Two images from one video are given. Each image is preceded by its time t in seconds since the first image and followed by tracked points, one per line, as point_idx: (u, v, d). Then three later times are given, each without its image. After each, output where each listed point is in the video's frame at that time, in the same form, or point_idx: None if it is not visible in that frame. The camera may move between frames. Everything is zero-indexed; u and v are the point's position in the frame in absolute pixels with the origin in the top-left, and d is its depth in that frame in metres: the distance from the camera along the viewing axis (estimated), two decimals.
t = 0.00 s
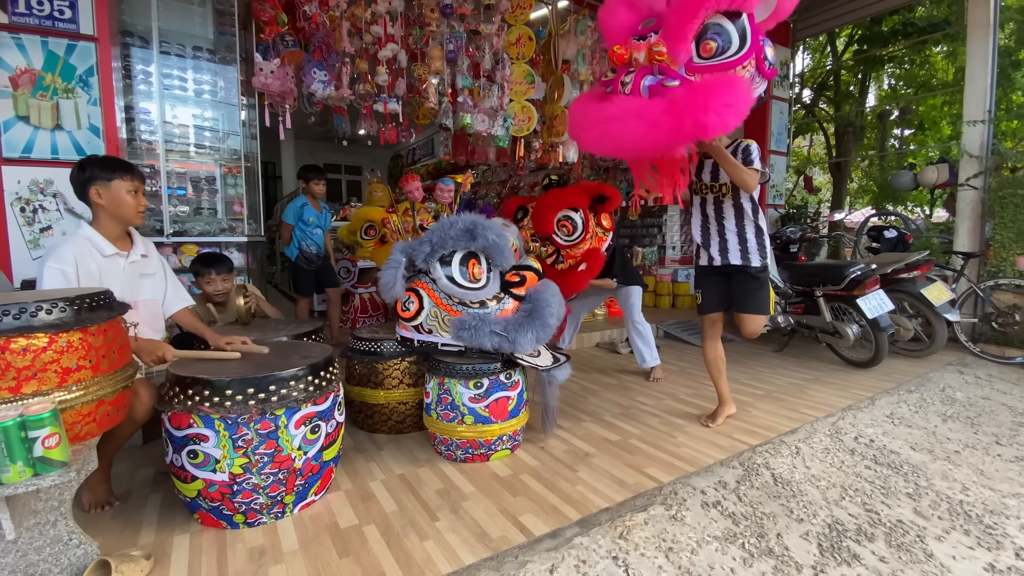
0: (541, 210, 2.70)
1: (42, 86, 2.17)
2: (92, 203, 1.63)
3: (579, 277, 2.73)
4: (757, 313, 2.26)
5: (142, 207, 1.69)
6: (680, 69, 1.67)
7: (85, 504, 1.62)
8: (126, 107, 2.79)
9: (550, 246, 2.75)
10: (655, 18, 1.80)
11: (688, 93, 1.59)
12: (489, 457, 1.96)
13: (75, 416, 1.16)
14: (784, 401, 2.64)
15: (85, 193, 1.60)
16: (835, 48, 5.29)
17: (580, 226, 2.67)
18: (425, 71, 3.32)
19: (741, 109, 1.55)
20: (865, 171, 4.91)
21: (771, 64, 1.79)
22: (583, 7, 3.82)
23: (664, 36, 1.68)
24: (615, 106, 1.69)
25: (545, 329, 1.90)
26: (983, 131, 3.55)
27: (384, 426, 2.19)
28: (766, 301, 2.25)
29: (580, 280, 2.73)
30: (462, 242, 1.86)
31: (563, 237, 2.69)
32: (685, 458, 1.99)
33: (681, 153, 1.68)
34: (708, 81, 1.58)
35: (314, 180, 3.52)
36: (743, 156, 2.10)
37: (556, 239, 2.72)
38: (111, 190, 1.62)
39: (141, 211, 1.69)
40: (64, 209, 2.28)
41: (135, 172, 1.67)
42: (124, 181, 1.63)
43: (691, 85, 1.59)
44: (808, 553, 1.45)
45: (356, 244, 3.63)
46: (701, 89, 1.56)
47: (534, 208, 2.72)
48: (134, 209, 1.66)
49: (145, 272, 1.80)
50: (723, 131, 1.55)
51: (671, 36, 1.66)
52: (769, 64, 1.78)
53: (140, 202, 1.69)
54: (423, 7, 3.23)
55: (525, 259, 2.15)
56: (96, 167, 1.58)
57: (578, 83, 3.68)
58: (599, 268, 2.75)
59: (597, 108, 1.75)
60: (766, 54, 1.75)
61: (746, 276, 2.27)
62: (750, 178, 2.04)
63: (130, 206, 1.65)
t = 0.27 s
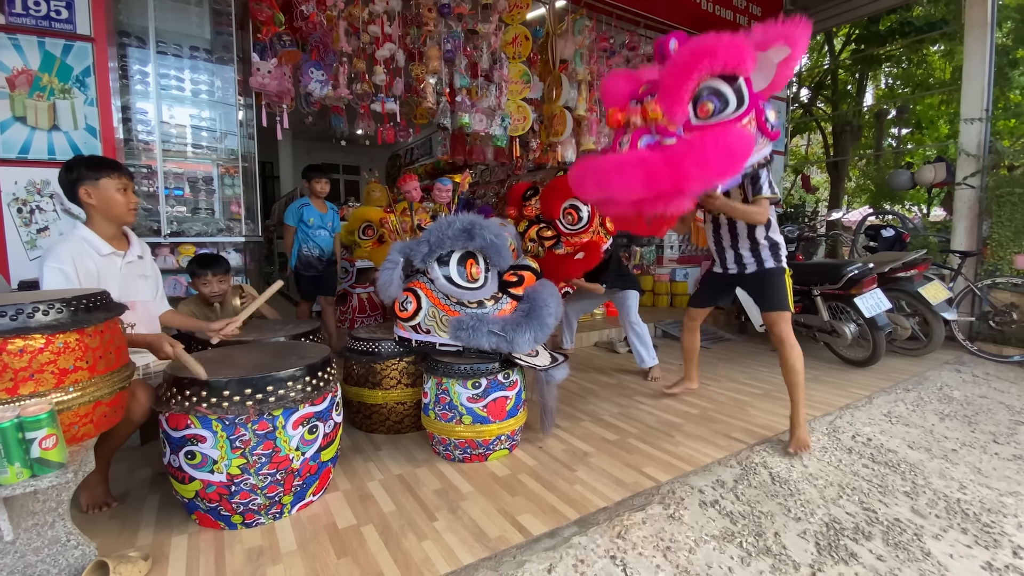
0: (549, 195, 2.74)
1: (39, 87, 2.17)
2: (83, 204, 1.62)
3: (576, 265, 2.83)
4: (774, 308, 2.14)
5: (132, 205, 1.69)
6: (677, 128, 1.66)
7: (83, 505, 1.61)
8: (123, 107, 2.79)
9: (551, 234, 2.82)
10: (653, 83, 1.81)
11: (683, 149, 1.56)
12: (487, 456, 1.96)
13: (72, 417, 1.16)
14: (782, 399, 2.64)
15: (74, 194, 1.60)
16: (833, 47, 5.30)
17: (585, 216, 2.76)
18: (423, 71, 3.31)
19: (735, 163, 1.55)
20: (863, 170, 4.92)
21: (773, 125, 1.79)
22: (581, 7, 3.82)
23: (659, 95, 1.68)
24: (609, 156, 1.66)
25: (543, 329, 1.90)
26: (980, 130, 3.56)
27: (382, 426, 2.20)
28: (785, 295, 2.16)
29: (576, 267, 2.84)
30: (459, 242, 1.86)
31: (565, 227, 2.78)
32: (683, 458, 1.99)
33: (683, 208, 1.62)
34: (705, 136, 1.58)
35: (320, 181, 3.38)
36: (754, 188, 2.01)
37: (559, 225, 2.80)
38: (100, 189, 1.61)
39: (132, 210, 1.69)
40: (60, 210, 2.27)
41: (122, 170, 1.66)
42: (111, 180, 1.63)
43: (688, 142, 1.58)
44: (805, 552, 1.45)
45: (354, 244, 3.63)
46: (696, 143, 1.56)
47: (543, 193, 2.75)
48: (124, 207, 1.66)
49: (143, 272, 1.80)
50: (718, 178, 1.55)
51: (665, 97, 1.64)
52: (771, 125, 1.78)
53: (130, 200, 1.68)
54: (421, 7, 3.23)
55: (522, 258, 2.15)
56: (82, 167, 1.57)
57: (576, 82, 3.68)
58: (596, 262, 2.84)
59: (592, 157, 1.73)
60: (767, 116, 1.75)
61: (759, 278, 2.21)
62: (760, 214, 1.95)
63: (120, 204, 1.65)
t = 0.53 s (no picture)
0: (546, 196, 2.96)
1: (37, 87, 2.16)
2: (80, 205, 1.62)
3: (571, 259, 2.96)
4: (774, 336, 2.04)
5: (130, 205, 1.69)
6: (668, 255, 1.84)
7: (83, 506, 1.61)
8: (121, 107, 2.78)
9: (548, 232, 3.01)
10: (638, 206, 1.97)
11: (677, 288, 1.76)
12: (487, 456, 1.96)
13: (71, 417, 1.16)
14: (781, 398, 2.64)
15: (70, 196, 1.60)
16: (831, 46, 5.31)
17: (580, 214, 2.91)
18: (421, 70, 3.31)
19: (727, 296, 1.75)
20: (862, 169, 4.92)
21: (760, 219, 1.93)
22: (579, 7, 3.82)
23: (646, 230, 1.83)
24: (617, 306, 1.87)
25: (542, 329, 1.91)
26: (978, 128, 3.57)
27: (382, 426, 2.20)
28: (790, 331, 2.04)
29: (570, 262, 2.95)
30: (458, 242, 1.85)
31: (561, 225, 2.96)
32: (682, 457, 2.00)
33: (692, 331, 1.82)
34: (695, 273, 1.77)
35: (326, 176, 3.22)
36: (762, 271, 2.04)
37: (555, 223, 2.98)
38: (96, 190, 1.61)
39: (130, 210, 1.69)
40: (59, 211, 2.27)
41: (117, 170, 1.66)
42: (107, 180, 1.62)
43: (681, 281, 1.77)
44: (805, 550, 1.45)
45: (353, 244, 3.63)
46: (687, 283, 1.75)
47: (542, 194, 2.98)
48: (122, 206, 1.66)
49: (143, 271, 1.80)
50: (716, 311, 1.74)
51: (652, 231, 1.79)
52: (758, 220, 1.92)
53: (127, 200, 1.68)
54: (419, 6, 3.23)
55: (522, 257, 2.15)
56: (77, 168, 1.57)
57: (575, 82, 3.67)
58: (593, 258, 2.97)
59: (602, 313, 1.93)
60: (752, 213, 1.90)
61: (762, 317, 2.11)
62: (770, 302, 1.97)
63: (118, 204, 1.64)
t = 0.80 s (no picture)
0: (545, 194, 2.99)
1: (35, 87, 2.16)
2: (83, 205, 1.62)
3: (570, 257, 3.00)
4: (772, 327, 2.06)
5: (132, 205, 1.68)
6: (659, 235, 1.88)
7: (82, 506, 1.61)
8: (119, 107, 2.78)
9: (547, 231, 3.05)
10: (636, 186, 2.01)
11: (661, 269, 1.80)
12: (486, 455, 1.96)
13: (70, 418, 1.16)
14: (780, 397, 2.64)
15: (73, 196, 1.59)
16: (830, 45, 5.31)
17: (578, 212, 2.95)
18: (420, 70, 3.31)
19: (712, 280, 1.75)
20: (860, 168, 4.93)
21: (755, 207, 1.95)
22: (578, 6, 3.82)
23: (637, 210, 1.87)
24: (604, 281, 1.92)
25: (541, 328, 1.91)
26: (976, 127, 3.56)
27: (381, 425, 2.20)
28: (787, 320, 2.07)
29: (569, 260, 2.99)
30: (457, 241, 1.85)
31: (559, 225, 3.00)
32: (681, 455, 2.00)
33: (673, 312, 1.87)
34: (681, 255, 1.79)
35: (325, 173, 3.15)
36: (752, 258, 2.04)
37: (553, 221, 3.02)
38: (100, 190, 1.60)
39: (132, 210, 1.68)
40: (57, 211, 2.27)
41: (120, 171, 1.65)
42: (110, 180, 1.62)
43: (666, 262, 1.80)
44: (803, 548, 1.45)
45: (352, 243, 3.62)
46: (672, 263, 1.78)
47: (540, 191, 3.01)
48: (125, 207, 1.66)
49: (143, 273, 1.80)
50: (699, 295, 1.76)
51: (643, 211, 1.81)
52: (752, 208, 1.95)
53: (129, 201, 1.68)
54: (418, 6, 3.23)
55: (521, 256, 2.15)
56: (81, 169, 1.57)
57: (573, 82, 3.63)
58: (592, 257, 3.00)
59: (592, 288, 1.99)
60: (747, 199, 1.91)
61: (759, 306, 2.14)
62: (761, 285, 1.96)
63: (121, 205, 1.64)
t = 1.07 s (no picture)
0: (545, 194, 3.01)
1: (33, 88, 2.16)
2: (87, 206, 1.62)
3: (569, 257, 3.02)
4: (767, 329, 2.06)
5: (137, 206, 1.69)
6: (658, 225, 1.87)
7: (80, 507, 1.61)
8: (118, 107, 2.77)
9: (547, 231, 3.06)
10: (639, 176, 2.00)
11: (659, 256, 1.77)
12: (486, 455, 1.97)
13: (68, 418, 1.16)
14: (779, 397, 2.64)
15: (78, 196, 1.59)
16: (829, 45, 5.30)
17: (578, 212, 2.97)
18: (419, 70, 3.31)
19: (707, 272, 1.74)
20: (859, 167, 4.93)
21: (755, 205, 1.95)
22: (577, 6, 3.81)
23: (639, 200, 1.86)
24: (600, 268, 1.88)
25: (540, 328, 1.91)
26: (975, 127, 3.56)
27: (381, 425, 2.20)
28: (780, 322, 2.07)
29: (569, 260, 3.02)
30: (456, 242, 1.85)
31: (559, 225, 3.03)
32: (680, 455, 2.00)
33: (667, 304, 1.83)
34: (679, 244, 1.77)
35: (319, 173, 3.07)
36: (750, 255, 2.05)
37: (553, 221, 3.05)
38: (105, 191, 1.61)
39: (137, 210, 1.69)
40: (56, 211, 2.27)
41: (126, 172, 1.66)
42: (116, 181, 1.63)
43: (664, 249, 1.78)
44: (802, 548, 1.46)
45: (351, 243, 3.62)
46: (670, 252, 1.76)
47: (540, 190, 3.03)
48: (128, 209, 1.66)
49: (143, 274, 1.80)
50: (695, 285, 1.74)
51: (645, 200, 1.80)
52: (752, 206, 1.94)
53: (133, 202, 1.68)
54: (417, 6, 3.23)
55: (520, 257, 2.14)
56: (87, 169, 1.58)
57: (573, 81, 3.63)
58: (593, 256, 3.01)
59: (586, 275, 1.95)
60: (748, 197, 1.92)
61: (754, 307, 2.14)
62: (756, 283, 1.98)
63: (125, 206, 1.65)
